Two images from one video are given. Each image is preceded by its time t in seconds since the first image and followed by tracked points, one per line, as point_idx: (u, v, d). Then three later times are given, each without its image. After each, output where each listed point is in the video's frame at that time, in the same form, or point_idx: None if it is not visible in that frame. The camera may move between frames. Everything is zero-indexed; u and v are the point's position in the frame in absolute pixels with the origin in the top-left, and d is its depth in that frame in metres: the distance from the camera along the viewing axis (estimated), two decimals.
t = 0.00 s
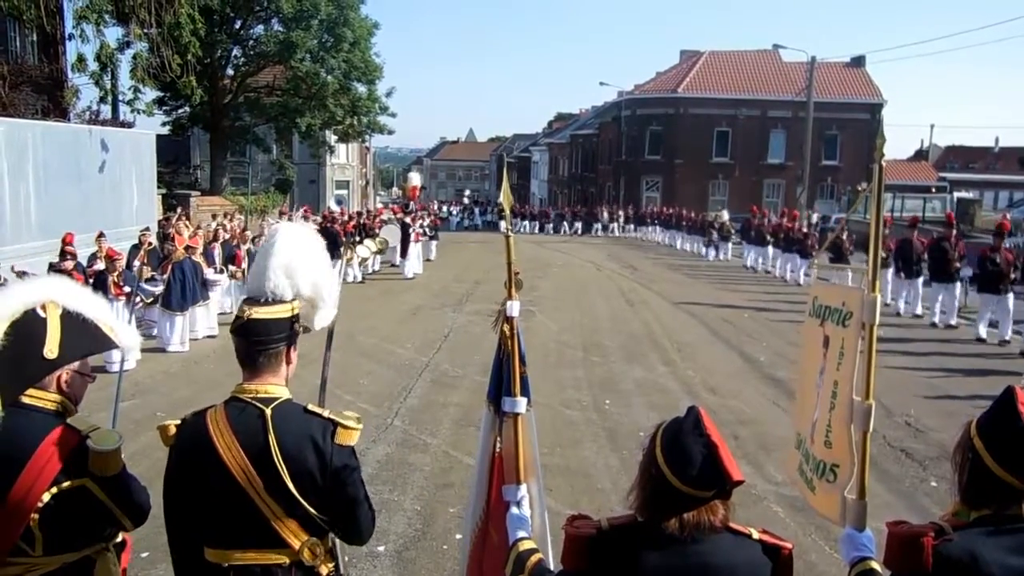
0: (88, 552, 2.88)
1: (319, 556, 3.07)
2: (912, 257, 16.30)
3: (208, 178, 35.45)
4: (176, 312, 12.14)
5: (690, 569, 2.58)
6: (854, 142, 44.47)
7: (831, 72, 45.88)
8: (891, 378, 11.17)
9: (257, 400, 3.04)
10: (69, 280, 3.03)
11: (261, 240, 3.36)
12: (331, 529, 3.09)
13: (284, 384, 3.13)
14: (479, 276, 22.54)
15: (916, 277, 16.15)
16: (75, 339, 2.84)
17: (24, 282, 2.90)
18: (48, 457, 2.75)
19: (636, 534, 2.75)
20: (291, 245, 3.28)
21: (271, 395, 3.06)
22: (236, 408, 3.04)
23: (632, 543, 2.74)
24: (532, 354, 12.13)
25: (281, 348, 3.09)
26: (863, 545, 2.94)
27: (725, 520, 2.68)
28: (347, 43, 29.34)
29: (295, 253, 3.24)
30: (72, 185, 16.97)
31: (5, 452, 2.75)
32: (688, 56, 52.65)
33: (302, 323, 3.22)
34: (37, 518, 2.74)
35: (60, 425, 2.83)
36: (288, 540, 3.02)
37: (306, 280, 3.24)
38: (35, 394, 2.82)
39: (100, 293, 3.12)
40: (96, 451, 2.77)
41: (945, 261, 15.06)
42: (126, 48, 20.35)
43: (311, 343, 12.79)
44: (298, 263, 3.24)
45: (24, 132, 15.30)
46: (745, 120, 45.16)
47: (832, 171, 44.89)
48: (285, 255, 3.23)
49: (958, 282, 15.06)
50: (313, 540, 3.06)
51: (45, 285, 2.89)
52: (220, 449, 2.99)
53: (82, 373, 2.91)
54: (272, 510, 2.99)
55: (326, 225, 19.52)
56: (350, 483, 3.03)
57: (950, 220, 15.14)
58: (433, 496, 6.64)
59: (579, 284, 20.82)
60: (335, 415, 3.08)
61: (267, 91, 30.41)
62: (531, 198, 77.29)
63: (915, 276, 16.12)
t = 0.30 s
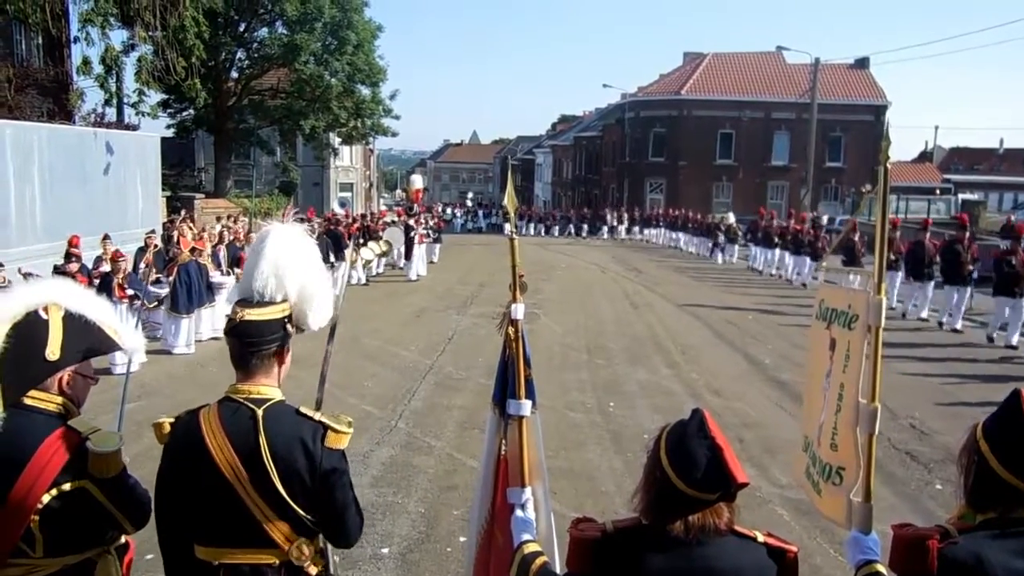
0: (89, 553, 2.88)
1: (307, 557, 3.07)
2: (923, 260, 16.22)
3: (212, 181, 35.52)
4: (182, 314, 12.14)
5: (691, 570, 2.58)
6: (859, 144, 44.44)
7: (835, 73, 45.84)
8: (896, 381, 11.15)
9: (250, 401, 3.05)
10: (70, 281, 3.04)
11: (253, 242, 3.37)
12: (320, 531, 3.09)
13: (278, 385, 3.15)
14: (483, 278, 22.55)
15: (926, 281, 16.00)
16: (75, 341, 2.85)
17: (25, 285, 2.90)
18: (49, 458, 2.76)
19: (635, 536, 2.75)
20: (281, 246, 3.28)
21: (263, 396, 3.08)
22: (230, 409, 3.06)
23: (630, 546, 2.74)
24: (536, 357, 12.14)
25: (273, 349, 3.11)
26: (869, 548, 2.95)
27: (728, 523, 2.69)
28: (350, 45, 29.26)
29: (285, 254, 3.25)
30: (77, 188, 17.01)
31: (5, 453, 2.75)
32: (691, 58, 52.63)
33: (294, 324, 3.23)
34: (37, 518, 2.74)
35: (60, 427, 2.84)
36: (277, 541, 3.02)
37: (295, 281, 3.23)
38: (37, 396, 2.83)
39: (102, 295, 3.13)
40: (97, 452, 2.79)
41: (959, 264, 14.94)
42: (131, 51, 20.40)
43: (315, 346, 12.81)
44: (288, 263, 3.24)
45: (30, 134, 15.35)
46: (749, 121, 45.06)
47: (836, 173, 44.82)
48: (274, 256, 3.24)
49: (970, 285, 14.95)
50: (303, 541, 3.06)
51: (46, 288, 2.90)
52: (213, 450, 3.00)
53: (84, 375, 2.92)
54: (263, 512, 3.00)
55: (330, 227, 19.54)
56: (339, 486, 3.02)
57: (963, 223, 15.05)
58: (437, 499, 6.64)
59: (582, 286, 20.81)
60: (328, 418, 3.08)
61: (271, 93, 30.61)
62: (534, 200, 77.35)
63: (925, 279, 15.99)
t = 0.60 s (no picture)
0: (90, 555, 2.89)
1: (312, 556, 3.07)
2: (931, 261, 16.06)
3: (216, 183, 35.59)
4: (184, 314, 12.17)
5: (695, 570, 2.57)
6: (863, 145, 44.37)
7: (840, 75, 45.81)
8: (900, 382, 11.13)
9: (253, 399, 3.06)
10: (70, 281, 3.03)
11: (251, 241, 3.37)
12: (324, 530, 3.09)
13: (280, 384, 3.15)
14: (486, 279, 22.56)
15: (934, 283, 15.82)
16: (74, 341, 2.84)
17: (25, 285, 2.89)
18: (49, 457, 2.77)
19: (640, 537, 2.74)
20: (280, 245, 3.28)
21: (267, 394, 3.08)
22: (234, 407, 3.06)
23: (634, 547, 2.73)
24: (539, 358, 12.13)
25: (276, 349, 3.11)
26: (873, 550, 2.94)
27: (732, 524, 2.68)
28: (354, 47, 29.34)
29: (283, 253, 3.24)
30: (81, 190, 17.05)
31: (4, 453, 2.75)
32: (695, 59, 52.61)
33: (294, 323, 3.23)
34: (38, 518, 2.74)
35: (61, 427, 2.85)
36: (282, 538, 3.03)
37: (294, 279, 3.22)
38: (38, 396, 2.83)
39: (102, 295, 3.13)
40: (97, 451, 2.80)
41: (969, 266, 14.80)
42: (136, 53, 20.45)
43: (319, 347, 12.83)
44: (286, 261, 3.23)
45: (35, 136, 15.39)
46: (753, 123, 45.01)
47: (841, 174, 44.75)
48: (273, 254, 3.23)
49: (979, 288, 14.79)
50: (307, 539, 3.06)
51: (47, 288, 2.89)
52: (218, 448, 3.00)
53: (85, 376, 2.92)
54: (268, 512, 3.00)
55: (333, 229, 19.55)
56: (341, 485, 3.02)
57: (974, 225, 14.93)
58: (440, 501, 6.64)
59: (586, 288, 20.81)
60: (329, 416, 3.08)
61: (275, 95, 30.51)
62: (538, 201, 77.33)
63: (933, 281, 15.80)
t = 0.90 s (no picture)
0: (88, 555, 2.88)
1: (330, 555, 3.07)
2: (937, 263, 15.89)
3: (218, 185, 35.64)
4: (184, 316, 12.18)
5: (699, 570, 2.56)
6: (864, 145, 44.34)
7: (841, 75, 45.81)
8: (902, 382, 11.12)
9: (267, 402, 3.06)
10: (67, 282, 3.07)
11: (261, 244, 3.38)
12: (340, 528, 3.09)
13: (293, 386, 3.15)
14: (487, 280, 22.57)
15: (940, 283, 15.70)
16: (72, 341, 2.85)
17: (21, 287, 2.93)
18: (48, 456, 2.76)
19: (643, 537, 2.74)
20: (289, 248, 3.28)
21: (279, 397, 3.08)
22: (247, 410, 3.07)
23: (636, 546, 2.73)
24: (540, 359, 12.13)
25: (287, 352, 3.10)
26: (876, 550, 2.92)
27: (733, 523, 2.68)
28: (355, 48, 29.35)
29: (292, 255, 3.25)
30: (83, 191, 17.07)
31: (4, 452, 2.75)
32: (696, 59, 52.62)
33: (306, 325, 3.23)
34: (36, 518, 2.73)
35: (60, 426, 2.84)
36: (301, 538, 3.03)
37: (305, 282, 3.22)
38: (34, 396, 2.83)
39: (100, 296, 3.15)
40: (95, 450, 2.79)
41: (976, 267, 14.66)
42: (137, 54, 20.46)
43: (321, 347, 12.83)
44: (295, 263, 3.23)
45: (37, 138, 15.40)
46: (754, 123, 45.00)
47: (842, 174, 44.70)
48: (282, 257, 3.24)
49: (987, 288, 14.68)
50: (325, 538, 3.06)
51: (44, 289, 2.93)
52: (232, 451, 3.01)
53: (82, 375, 2.93)
54: (285, 512, 3.00)
55: (334, 230, 19.57)
56: (355, 485, 3.02)
57: (979, 225, 14.77)
58: (441, 501, 6.63)
59: (587, 288, 20.82)
60: (343, 417, 3.09)
61: (276, 96, 30.45)
62: (539, 201, 77.33)
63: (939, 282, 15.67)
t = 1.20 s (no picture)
0: (83, 558, 2.88)
1: (328, 558, 3.06)
2: (939, 266, 15.67)
3: (215, 188, 35.63)
4: (183, 320, 12.16)
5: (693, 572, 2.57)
6: (861, 148, 44.40)
7: (837, 79, 45.94)
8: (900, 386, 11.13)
9: (266, 406, 3.05)
10: (63, 287, 3.07)
11: (260, 248, 3.37)
12: (339, 531, 3.09)
13: (292, 390, 3.15)
14: (485, 284, 22.57)
15: (943, 288, 15.61)
16: (66, 345, 2.85)
17: (15, 291, 2.92)
18: (42, 459, 2.76)
19: (641, 541, 2.74)
20: (290, 250, 3.27)
21: (278, 400, 3.07)
22: (246, 414, 3.06)
23: (634, 551, 2.73)
24: (538, 362, 12.13)
25: (285, 356, 3.10)
26: (874, 553, 2.92)
27: (730, 526, 2.68)
28: (353, 51, 29.39)
29: (294, 258, 3.24)
30: (80, 195, 17.06)
31: None
32: (693, 63, 52.75)
33: (305, 329, 3.22)
34: (30, 521, 2.73)
35: (55, 430, 2.84)
36: (298, 541, 3.02)
37: (305, 286, 3.22)
38: (29, 400, 2.83)
39: (95, 300, 3.14)
40: (88, 454, 2.78)
41: (979, 272, 14.53)
42: (135, 57, 20.46)
43: (319, 351, 12.83)
44: (296, 266, 3.23)
45: (34, 142, 15.40)
46: (751, 127, 45.09)
47: (839, 177, 44.75)
48: (283, 259, 3.23)
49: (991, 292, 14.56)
50: (323, 541, 3.06)
51: (39, 293, 2.92)
52: (230, 454, 3.01)
53: (77, 378, 2.93)
54: (284, 515, 3.00)
55: (332, 233, 19.57)
56: (354, 487, 3.02)
57: (981, 228, 14.54)
58: (439, 505, 6.62)
59: (585, 292, 20.83)
60: (342, 420, 3.09)
61: (274, 99, 30.41)
62: (537, 205, 77.37)
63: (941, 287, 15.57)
